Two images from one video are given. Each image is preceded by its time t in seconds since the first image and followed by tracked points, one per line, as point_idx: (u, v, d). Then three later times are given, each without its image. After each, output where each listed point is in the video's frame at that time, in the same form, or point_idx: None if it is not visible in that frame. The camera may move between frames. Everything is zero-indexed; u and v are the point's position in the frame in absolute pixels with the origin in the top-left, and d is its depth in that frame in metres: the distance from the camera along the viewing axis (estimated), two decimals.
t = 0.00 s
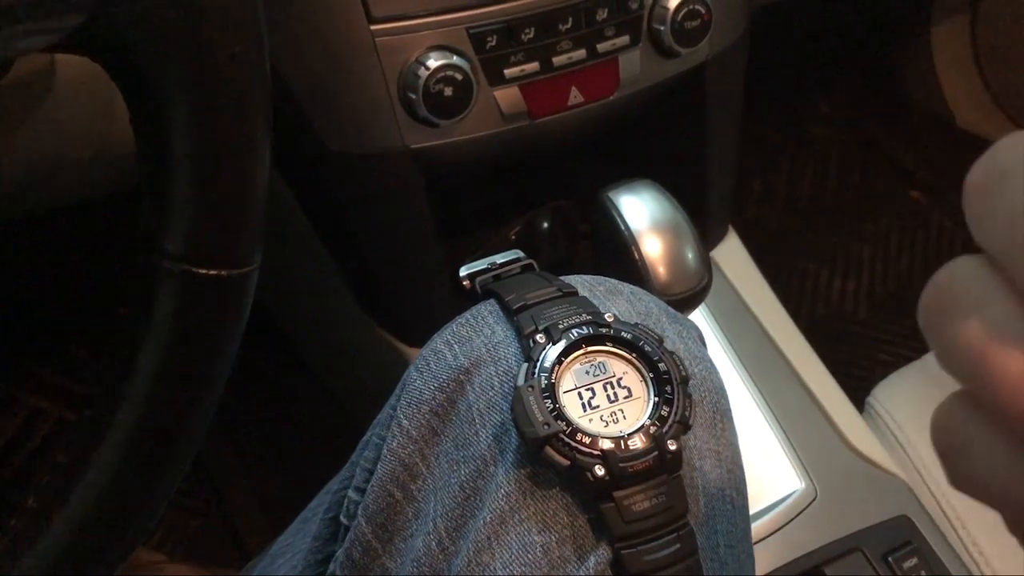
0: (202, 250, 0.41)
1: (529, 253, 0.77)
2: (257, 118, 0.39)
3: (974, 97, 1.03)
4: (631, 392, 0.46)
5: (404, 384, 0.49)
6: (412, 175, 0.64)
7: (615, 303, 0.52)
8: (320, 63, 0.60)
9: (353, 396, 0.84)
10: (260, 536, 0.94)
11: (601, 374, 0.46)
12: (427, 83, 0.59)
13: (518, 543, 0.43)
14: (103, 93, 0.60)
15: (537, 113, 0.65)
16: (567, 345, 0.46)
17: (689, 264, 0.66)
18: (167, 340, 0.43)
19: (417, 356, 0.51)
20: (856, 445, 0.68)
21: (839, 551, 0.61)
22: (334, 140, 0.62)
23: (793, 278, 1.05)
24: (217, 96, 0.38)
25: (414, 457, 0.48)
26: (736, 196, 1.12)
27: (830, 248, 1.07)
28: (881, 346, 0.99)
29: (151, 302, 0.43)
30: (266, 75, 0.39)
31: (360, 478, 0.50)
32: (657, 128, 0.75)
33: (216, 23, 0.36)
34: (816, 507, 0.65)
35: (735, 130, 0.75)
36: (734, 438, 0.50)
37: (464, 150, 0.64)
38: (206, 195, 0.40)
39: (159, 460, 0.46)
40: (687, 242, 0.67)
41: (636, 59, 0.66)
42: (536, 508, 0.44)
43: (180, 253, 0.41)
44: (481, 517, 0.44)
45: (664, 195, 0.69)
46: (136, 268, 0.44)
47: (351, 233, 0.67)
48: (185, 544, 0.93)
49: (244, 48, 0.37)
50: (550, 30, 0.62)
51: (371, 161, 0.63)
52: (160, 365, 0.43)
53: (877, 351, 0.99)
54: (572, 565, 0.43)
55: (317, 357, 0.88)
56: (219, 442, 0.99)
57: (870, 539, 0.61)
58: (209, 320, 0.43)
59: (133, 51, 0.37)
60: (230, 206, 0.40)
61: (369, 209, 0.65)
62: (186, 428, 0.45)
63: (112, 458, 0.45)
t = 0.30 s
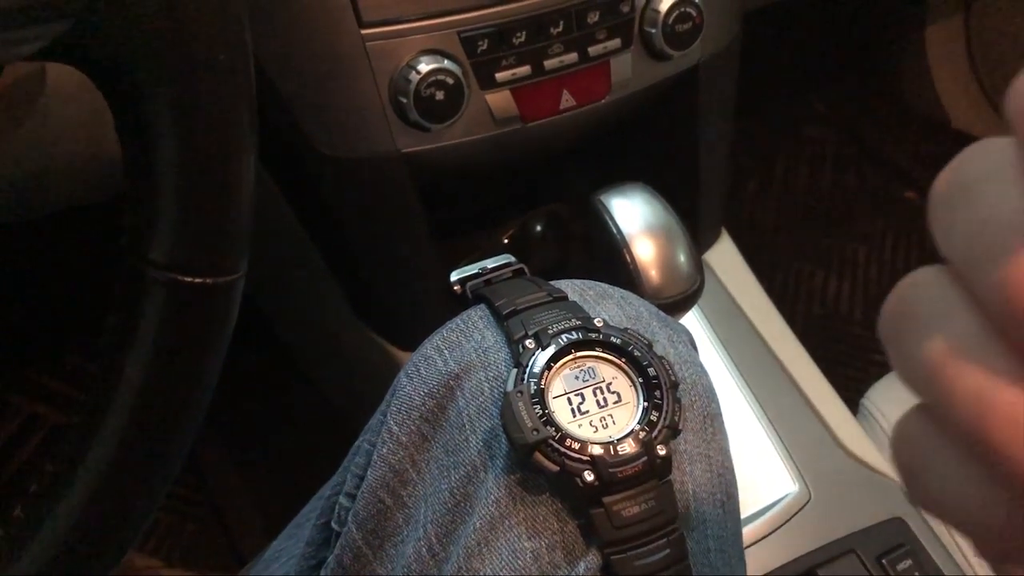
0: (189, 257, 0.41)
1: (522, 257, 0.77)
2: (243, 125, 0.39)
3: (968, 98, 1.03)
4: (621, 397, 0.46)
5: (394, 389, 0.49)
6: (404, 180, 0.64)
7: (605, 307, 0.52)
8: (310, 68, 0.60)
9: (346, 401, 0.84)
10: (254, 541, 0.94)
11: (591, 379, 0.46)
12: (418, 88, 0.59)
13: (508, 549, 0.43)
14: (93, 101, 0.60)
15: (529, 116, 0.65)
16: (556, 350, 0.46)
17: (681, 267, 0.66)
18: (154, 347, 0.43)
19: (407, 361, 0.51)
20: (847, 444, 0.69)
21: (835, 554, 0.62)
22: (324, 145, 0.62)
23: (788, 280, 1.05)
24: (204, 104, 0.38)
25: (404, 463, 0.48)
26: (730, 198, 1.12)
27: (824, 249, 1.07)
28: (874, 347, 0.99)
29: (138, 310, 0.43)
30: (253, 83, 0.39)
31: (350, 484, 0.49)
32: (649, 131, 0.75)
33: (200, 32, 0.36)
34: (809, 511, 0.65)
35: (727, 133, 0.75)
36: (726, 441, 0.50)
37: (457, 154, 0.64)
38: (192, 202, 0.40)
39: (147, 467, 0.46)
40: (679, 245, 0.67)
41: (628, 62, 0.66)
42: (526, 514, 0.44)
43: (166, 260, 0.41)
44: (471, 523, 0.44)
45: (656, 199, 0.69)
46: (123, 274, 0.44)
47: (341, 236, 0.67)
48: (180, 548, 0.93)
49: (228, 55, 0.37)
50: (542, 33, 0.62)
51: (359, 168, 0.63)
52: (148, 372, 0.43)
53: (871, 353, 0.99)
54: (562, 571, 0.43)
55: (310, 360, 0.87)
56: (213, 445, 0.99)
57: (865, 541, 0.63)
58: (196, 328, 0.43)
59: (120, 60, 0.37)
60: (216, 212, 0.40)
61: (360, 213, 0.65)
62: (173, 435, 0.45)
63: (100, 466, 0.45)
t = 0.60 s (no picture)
0: (176, 251, 0.41)
1: (518, 253, 0.77)
2: (230, 117, 0.39)
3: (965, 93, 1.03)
4: (614, 391, 0.45)
5: (386, 385, 0.49)
6: (397, 175, 0.64)
7: (599, 302, 0.52)
8: (302, 62, 0.59)
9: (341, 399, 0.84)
10: (250, 539, 0.93)
11: (583, 374, 0.46)
12: (411, 82, 0.59)
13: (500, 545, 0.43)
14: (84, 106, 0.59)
15: (523, 111, 0.65)
16: (549, 345, 0.46)
17: (676, 261, 0.66)
18: (141, 342, 0.42)
19: (399, 357, 0.50)
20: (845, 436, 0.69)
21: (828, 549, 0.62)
22: (317, 141, 0.62)
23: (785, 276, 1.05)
24: (189, 100, 0.37)
25: (396, 459, 0.47)
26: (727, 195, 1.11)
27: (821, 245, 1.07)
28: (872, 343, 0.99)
29: (125, 305, 0.42)
30: (238, 77, 0.39)
31: (342, 480, 0.49)
32: (644, 126, 0.74)
33: (184, 23, 0.36)
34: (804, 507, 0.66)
35: (723, 128, 0.75)
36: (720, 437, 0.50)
37: (450, 149, 0.64)
38: (177, 196, 0.39)
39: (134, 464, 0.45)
40: (674, 240, 0.66)
41: (623, 56, 0.66)
42: (519, 509, 0.44)
43: (152, 254, 0.41)
44: (463, 518, 0.44)
45: (652, 194, 0.68)
46: (111, 270, 0.44)
47: (334, 231, 0.67)
48: (176, 546, 0.93)
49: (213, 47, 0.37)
50: (536, 27, 0.62)
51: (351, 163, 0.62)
52: (135, 367, 0.43)
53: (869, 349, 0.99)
54: (554, 567, 0.43)
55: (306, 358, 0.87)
56: (209, 443, 0.98)
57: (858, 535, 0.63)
58: (184, 323, 0.43)
59: (106, 52, 0.37)
60: (202, 205, 0.40)
61: (354, 208, 0.65)
62: (161, 431, 0.45)
63: (87, 463, 0.45)
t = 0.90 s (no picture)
0: (171, 232, 0.40)
1: (519, 241, 0.76)
2: (225, 94, 0.38)
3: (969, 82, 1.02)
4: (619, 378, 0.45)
5: (387, 371, 0.48)
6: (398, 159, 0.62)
7: (603, 287, 0.51)
8: (300, 43, 0.58)
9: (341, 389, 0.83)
10: (250, 530, 0.92)
11: (588, 360, 0.45)
12: (412, 65, 0.58)
13: (503, 534, 0.42)
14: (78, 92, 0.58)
15: (526, 95, 0.64)
16: (553, 330, 0.45)
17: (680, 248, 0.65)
18: (135, 325, 0.42)
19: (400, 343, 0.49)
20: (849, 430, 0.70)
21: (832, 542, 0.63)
22: (316, 125, 0.61)
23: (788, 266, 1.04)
24: (186, 77, 0.37)
25: (397, 446, 0.46)
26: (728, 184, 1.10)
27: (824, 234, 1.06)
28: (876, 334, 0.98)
29: (118, 287, 0.41)
30: (235, 54, 0.38)
31: (342, 468, 0.48)
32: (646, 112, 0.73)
33: None
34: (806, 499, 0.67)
35: (727, 114, 0.74)
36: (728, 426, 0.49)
37: (452, 134, 0.63)
38: (172, 176, 0.38)
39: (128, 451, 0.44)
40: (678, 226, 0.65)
41: (627, 40, 0.65)
42: (523, 497, 0.43)
43: (147, 234, 0.40)
44: (466, 507, 0.43)
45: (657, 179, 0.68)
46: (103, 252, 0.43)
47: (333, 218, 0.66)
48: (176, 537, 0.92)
49: (208, 21, 0.36)
50: (539, 9, 0.61)
51: (350, 148, 0.61)
52: (130, 352, 0.42)
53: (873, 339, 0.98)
54: (560, 556, 0.41)
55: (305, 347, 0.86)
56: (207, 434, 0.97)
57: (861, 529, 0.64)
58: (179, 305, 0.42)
59: (98, 25, 0.36)
60: (198, 185, 0.39)
61: (354, 194, 0.64)
62: (156, 416, 0.44)
63: (80, 450, 0.44)
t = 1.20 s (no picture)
0: (171, 219, 0.40)
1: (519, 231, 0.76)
2: (222, 78, 0.38)
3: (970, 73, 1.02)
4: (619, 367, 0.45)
5: (388, 360, 0.48)
6: (398, 149, 0.62)
7: (603, 276, 0.51)
8: (300, 32, 0.58)
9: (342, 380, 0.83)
10: (251, 520, 0.92)
11: (589, 349, 0.45)
12: (413, 56, 0.58)
13: (504, 522, 0.42)
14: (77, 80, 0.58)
15: (527, 86, 0.63)
16: (554, 320, 0.45)
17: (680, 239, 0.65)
18: (135, 313, 0.41)
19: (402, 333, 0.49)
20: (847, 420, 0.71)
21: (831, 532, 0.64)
22: (317, 115, 0.61)
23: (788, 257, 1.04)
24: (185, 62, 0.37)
25: (398, 435, 0.46)
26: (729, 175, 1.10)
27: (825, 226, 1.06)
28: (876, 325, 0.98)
29: (118, 275, 0.41)
30: (233, 39, 0.38)
31: (343, 458, 0.48)
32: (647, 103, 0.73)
33: None
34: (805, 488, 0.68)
35: (728, 105, 0.74)
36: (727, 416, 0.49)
37: (453, 124, 0.63)
38: (172, 164, 0.38)
39: (127, 441, 0.44)
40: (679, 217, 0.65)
41: (628, 30, 0.65)
42: (524, 486, 0.43)
43: (146, 222, 0.40)
44: (467, 496, 0.43)
45: (657, 169, 0.68)
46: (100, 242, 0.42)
47: (335, 208, 0.66)
48: (177, 527, 0.92)
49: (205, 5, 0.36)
50: None
51: (351, 138, 0.61)
52: (129, 340, 0.42)
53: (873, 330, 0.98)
54: (560, 544, 0.41)
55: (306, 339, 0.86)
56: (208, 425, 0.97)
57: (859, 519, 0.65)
58: (178, 291, 0.42)
59: (95, 12, 0.36)
60: (197, 172, 0.39)
61: (355, 184, 0.64)
62: (156, 405, 0.44)
63: (76, 441, 0.43)
